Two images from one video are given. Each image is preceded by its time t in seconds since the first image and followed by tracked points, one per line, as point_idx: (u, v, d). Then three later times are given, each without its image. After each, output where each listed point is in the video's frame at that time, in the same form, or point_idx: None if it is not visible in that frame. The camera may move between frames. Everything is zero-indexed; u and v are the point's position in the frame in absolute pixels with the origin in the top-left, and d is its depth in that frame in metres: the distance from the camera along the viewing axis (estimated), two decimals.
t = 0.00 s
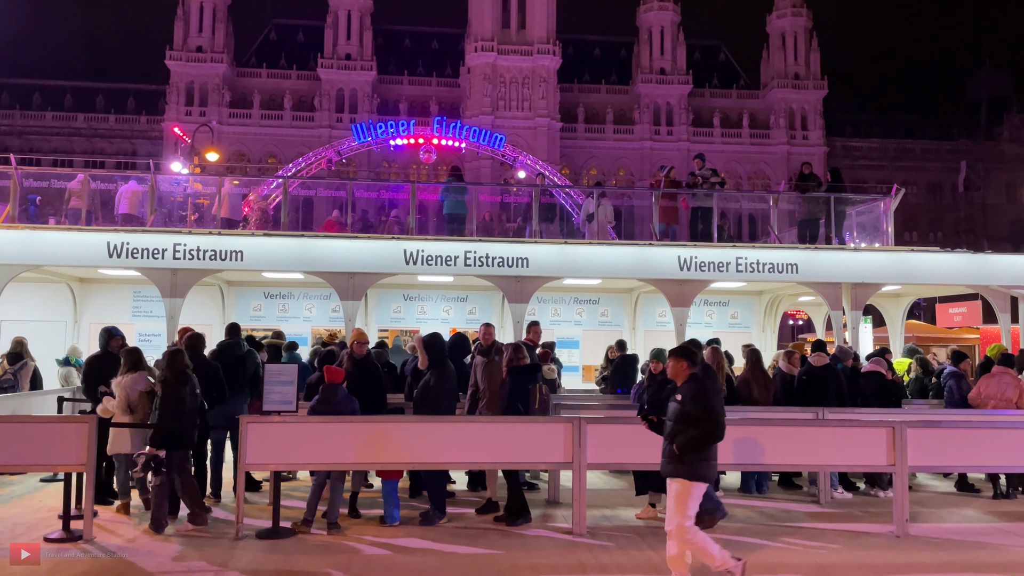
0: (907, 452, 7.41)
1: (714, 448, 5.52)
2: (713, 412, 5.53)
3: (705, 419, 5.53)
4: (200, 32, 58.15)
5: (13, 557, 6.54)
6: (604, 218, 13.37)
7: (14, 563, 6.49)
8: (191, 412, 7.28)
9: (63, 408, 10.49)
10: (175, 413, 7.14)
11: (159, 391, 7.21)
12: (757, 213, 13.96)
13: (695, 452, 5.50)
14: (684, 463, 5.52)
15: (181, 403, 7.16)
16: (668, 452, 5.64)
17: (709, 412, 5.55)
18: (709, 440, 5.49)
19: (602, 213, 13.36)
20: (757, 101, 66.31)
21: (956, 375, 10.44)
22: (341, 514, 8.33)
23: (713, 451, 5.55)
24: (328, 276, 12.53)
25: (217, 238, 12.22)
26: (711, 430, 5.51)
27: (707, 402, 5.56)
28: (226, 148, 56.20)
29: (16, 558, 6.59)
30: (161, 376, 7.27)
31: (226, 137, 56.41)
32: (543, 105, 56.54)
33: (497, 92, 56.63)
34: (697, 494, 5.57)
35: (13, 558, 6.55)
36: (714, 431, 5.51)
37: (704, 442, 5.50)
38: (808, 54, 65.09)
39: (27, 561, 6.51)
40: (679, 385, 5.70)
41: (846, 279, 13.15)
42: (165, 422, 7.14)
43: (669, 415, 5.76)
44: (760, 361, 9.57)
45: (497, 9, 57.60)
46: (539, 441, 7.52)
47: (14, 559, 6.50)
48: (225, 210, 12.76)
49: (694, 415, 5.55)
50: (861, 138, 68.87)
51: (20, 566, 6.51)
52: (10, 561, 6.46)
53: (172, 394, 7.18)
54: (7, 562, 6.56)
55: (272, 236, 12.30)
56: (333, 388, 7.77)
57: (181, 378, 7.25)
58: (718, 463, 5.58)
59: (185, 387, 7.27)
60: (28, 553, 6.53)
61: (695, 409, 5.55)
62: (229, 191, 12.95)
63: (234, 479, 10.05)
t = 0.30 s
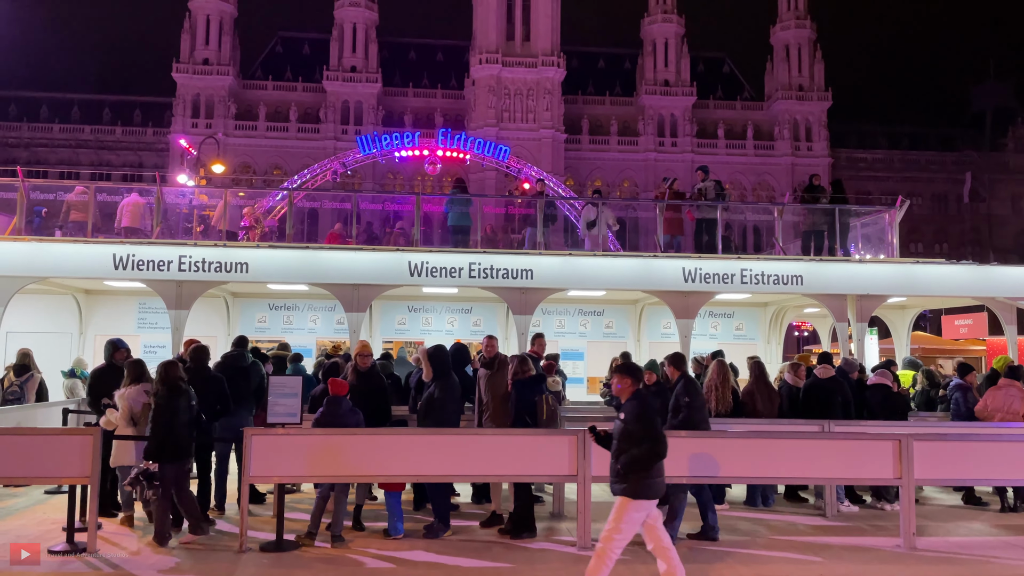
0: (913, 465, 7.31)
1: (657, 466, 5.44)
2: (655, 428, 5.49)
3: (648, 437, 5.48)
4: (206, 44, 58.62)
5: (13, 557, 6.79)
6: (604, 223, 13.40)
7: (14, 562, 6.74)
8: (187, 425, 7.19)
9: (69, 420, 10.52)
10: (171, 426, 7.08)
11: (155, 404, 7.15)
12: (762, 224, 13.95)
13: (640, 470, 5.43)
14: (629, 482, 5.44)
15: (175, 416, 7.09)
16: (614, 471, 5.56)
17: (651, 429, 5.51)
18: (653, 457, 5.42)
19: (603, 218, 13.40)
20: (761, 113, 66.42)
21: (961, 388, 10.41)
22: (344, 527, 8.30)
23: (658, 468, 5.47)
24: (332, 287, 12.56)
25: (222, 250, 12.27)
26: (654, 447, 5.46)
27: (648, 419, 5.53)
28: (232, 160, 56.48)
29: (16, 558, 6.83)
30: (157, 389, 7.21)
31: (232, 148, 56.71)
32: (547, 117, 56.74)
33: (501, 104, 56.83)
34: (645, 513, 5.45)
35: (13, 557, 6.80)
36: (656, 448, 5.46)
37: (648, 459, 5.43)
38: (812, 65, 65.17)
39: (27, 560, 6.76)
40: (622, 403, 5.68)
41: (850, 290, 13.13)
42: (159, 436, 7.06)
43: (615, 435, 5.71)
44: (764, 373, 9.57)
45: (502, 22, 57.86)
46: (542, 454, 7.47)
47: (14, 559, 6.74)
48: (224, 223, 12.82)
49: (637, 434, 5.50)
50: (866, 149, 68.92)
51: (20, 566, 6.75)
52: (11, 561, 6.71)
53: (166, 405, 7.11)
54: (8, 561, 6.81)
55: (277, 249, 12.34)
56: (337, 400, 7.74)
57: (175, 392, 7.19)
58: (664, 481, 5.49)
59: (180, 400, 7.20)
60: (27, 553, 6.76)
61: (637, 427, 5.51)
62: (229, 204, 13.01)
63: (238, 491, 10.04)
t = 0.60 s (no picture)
0: (920, 476, 7.25)
1: (586, 469, 5.43)
2: (584, 431, 5.48)
3: (574, 439, 5.47)
4: (212, 55, 58.98)
5: (14, 556, 7.08)
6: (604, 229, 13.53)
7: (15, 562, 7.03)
8: (185, 435, 7.19)
9: (74, 430, 10.53)
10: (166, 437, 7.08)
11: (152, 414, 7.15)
12: (766, 233, 13.93)
13: (569, 472, 5.42)
14: (559, 484, 5.44)
15: (172, 426, 7.09)
16: (546, 474, 5.56)
17: (579, 433, 5.48)
18: (580, 460, 5.41)
19: (604, 224, 13.54)
20: (765, 122, 66.51)
21: (967, 398, 10.36)
22: (349, 538, 8.25)
23: (588, 471, 5.45)
24: (336, 296, 12.55)
25: (227, 259, 12.28)
26: (581, 450, 5.44)
27: (578, 421, 5.50)
28: (237, 170, 56.64)
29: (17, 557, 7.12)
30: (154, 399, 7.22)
31: (237, 158, 56.91)
32: (551, 126, 56.91)
33: (505, 113, 57.00)
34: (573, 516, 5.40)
35: (13, 557, 7.09)
36: (582, 449, 5.44)
37: (574, 461, 5.43)
38: (815, 75, 65.26)
39: (27, 560, 7.07)
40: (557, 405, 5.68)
41: (855, 300, 13.10)
42: (156, 445, 7.08)
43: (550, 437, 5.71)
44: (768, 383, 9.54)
45: (506, 32, 58.09)
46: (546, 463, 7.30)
47: (15, 558, 7.03)
48: (214, 232, 12.82)
49: (564, 435, 5.49)
50: (870, 158, 68.95)
51: (21, 565, 7.04)
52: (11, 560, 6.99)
53: (163, 415, 7.13)
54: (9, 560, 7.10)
55: (283, 258, 12.36)
56: (341, 411, 7.70)
57: (171, 403, 7.19)
58: (595, 484, 5.46)
59: (177, 410, 7.20)
60: (28, 553, 7.06)
61: (564, 428, 5.51)
62: (218, 214, 13.02)
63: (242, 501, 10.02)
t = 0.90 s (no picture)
0: (924, 483, 7.20)
1: (525, 479, 5.53)
2: (522, 442, 5.58)
3: (512, 450, 5.58)
4: (215, 62, 59.20)
5: (13, 557, 7.26)
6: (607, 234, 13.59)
7: (13, 560, 7.22)
8: (184, 442, 7.17)
9: (76, 436, 10.54)
10: (166, 444, 7.07)
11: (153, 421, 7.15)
12: (769, 240, 13.93)
13: (507, 482, 5.53)
14: (498, 494, 5.55)
15: (171, 433, 7.08)
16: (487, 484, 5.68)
17: (520, 444, 5.59)
18: (517, 471, 5.52)
19: (609, 229, 13.63)
20: (767, 128, 66.57)
21: (971, 405, 10.33)
22: (351, 545, 8.19)
23: (527, 482, 5.55)
24: (339, 303, 12.57)
25: (229, 266, 12.30)
26: (520, 460, 5.55)
27: (518, 432, 5.62)
28: (240, 176, 56.79)
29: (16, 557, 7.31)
30: (156, 406, 7.22)
31: (240, 165, 57.04)
32: (554, 132, 56.97)
33: (508, 120, 57.14)
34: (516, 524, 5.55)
35: (13, 559, 7.27)
36: (519, 461, 5.54)
37: (512, 471, 5.53)
38: (818, 81, 65.30)
39: (27, 559, 7.26)
40: (500, 415, 5.80)
41: (858, 306, 13.08)
42: (155, 452, 7.07)
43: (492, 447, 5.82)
44: (771, 389, 9.54)
45: (509, 38, 58.21)
46: (548, 469, 7.10)
47: (15, 559, 7.22)
48: (208, 238, 12.79)
49: (503, 446, 5.60)
50: (872, 164, 68.94)
51: (21, 565, 7.22)
52: (11, 560, 7.19)
53: (164, 422, 7.12)
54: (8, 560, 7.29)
55: (285, 264, 12.37)
56: (343, 417, 7.67)
57: (170, 410, 7.17)
58: (535, 494, 5.57)
59: (177, 417, 7.19)
60: (28, 553, 7.26)
61: (504, 438, 5.62)
62: (212, 220, 13.00)
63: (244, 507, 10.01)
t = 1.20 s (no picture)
0: (926, 487, 7.18)
1: (479, 476, 5.46)
2: (476, 440, 5.51)
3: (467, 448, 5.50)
4: (218, 66, 59.31)
5: (13, 556, 7.38)
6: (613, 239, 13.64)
7: (14, 560, 7.31)
8: (184, 446, 7.16)
9: (77, 441, 10.55)
10: (166, 449, 7.08)
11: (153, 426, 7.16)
12: (770, 243, 13.94)
13: (460, 480, 5.46)
14: (451, 490, 5.48)
15: (170, 436, 7.08)
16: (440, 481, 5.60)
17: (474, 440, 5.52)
18: (471, 469, 5.44)
19: (612, 235, 13.65)
20: (768, 132, 66.59)
21: (973, 409, 10.31)
22: (352, 549, 8.18)
23: (482, 479, 5.50)
24: (341, 307, 12.57)
25: (230, 270, 12.30)
26: (474, 457, 5.48)
27: (473, 429, 5.56)
28: (242, 180, 56.83)
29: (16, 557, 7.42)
30: (157, 411, 7.23)
31: (241, 168, 57.10)
32: (555, 136, 56.98)
33: (510, 123, 57.16)
34: (469, 521, 5.47)
35: (13, 558, 7.38)
36: (474, 459, 5.47)
37: (466, 470, 5.45)
38: (819, 84, 65.31)
39: (27, 559, 7.36)
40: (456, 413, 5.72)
41: (860, 310, 13.08)
42: (154, 455, 7.08)
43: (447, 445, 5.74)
44: (773, 394, 9.54)
45: (510, 42, 58.26)
46: (549, 473, 7.09)
47: (15, 559, 7.33)
48: (203, 241, 12.78)
49: (457, 443, 5.53)
50: (874, 168, 68.92)
51: (22, 564, 7.32)
52: (11, 560, 7.30)
53: (164, 427, 7.13)
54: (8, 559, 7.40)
55: (287, 268, 12.37)
56: (344, 421, 7.66)
57: (171, 413, 7.18)
58: (490, 491, 5.51)
59: (176, 421, 7.19)
60: (28, 553, 7.38)
61: (459, 436, 5.54)
62: (206, 224, 12.98)
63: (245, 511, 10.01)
